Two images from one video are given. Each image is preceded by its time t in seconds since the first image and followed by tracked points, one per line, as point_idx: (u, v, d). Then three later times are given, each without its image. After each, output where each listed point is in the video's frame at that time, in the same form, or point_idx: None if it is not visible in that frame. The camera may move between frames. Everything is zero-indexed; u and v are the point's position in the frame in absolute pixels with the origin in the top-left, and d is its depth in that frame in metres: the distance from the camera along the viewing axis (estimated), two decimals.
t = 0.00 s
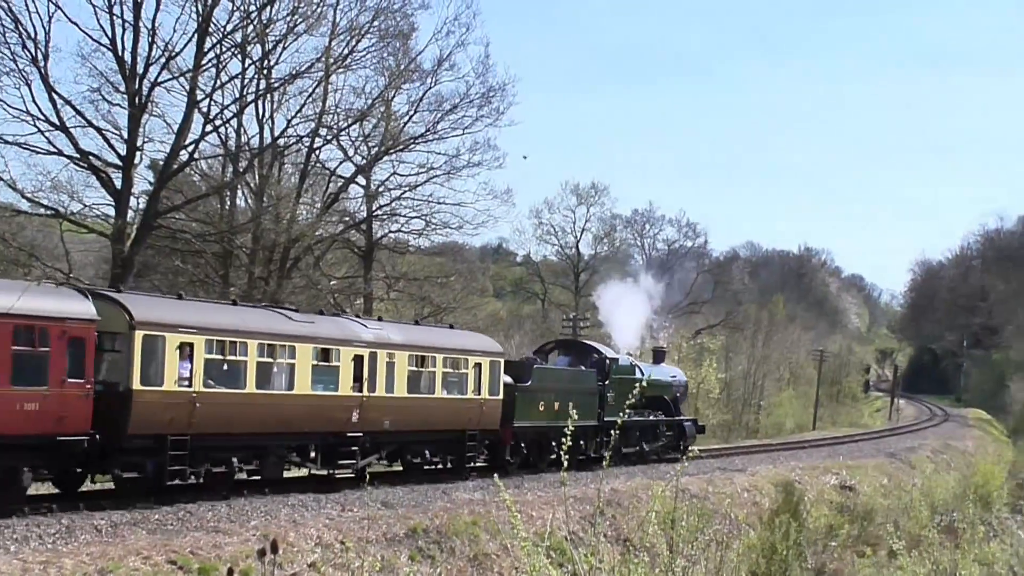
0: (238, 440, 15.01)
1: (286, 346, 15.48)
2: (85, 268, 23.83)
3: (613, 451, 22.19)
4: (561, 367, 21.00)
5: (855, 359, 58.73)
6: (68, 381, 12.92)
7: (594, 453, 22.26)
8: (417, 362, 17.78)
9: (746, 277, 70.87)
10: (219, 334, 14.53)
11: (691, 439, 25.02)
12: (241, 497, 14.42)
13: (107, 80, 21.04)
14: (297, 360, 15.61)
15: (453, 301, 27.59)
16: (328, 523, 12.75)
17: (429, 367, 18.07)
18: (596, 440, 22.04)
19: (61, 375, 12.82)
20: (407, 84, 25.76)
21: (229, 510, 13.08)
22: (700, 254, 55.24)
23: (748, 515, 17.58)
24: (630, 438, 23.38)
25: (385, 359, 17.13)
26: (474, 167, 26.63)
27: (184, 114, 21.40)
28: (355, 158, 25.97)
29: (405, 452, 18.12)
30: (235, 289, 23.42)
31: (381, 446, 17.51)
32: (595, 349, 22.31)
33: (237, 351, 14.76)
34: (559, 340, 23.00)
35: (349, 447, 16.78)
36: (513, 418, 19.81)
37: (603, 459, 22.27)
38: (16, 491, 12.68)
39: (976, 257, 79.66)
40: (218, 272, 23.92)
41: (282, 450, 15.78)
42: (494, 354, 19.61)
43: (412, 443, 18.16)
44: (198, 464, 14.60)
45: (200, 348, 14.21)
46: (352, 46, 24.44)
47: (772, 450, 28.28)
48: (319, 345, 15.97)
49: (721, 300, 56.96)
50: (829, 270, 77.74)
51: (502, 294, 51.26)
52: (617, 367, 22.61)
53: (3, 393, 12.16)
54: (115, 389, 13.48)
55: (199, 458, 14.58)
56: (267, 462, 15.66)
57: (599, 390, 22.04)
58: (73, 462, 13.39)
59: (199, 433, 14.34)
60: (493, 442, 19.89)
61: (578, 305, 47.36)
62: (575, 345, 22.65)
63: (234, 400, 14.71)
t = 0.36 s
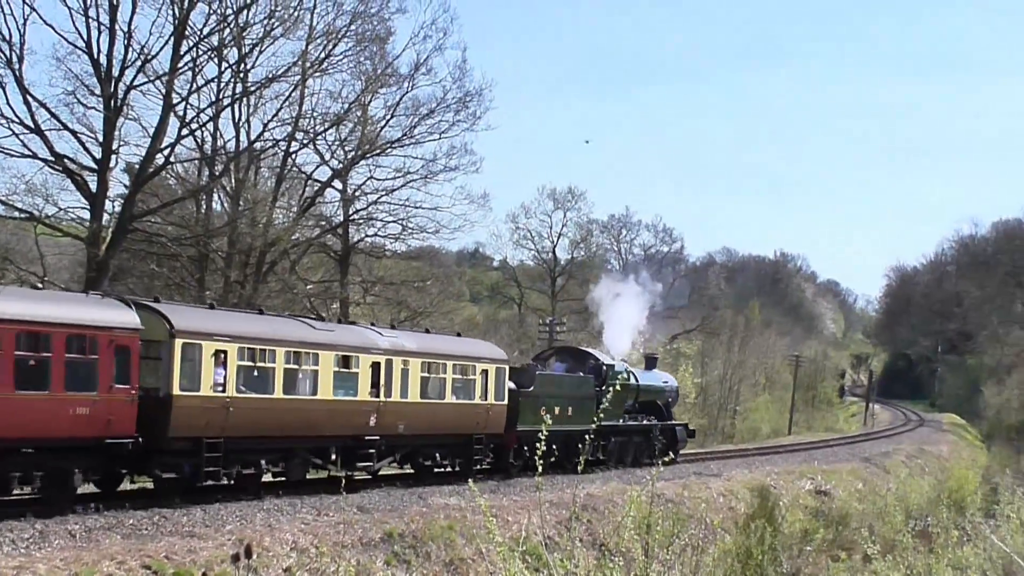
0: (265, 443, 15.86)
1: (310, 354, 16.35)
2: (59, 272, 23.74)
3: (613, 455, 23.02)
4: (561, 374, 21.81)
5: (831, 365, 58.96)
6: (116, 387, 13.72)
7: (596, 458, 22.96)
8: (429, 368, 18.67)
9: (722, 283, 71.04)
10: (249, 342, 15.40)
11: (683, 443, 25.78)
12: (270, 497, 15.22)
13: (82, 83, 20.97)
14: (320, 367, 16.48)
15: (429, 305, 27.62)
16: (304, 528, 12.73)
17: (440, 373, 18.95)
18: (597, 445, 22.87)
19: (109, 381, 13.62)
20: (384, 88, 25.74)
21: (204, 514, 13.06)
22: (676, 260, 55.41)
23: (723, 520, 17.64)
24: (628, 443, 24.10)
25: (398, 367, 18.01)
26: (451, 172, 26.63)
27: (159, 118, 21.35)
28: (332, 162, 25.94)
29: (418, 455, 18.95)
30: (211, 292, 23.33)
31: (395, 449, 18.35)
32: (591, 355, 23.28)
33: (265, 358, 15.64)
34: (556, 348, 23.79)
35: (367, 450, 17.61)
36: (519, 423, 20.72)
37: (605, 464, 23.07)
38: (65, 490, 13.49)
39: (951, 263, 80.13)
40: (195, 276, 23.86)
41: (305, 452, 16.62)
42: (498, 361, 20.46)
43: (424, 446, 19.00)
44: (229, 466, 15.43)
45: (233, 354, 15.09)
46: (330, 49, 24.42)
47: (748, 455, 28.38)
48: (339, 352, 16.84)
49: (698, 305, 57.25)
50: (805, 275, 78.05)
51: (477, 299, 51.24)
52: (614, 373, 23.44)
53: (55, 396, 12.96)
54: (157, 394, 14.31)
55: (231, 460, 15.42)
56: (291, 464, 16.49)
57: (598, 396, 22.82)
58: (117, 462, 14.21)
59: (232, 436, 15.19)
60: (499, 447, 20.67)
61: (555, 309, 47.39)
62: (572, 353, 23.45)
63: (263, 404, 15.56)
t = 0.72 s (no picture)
0: (296, 444, 16.49)
1: (337, 359, 17.03)
2: (41, 274, 23.63)
3: (613, 455, 23.52)
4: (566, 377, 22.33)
5: (814, 365, 59.08)
6: (163, 391, 14.46)
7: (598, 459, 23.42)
8: (447, 373, 19.30)
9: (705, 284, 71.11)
10: (282, 348, 16.09)
11: (681, 444, 26.28)
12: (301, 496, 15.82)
13: (65, 86, 20.92)
14: (346, 371, 17.15)
15: (412, 307, 27.79)
16: (287, 530, 12.72)
17: (458, 378, 19.57)
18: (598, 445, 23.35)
19: (156, 386, 14.36)
20: (367, 90, 25.71)
21: (188, 516, 13.04)
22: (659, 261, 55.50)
23: (707, 521, 17.70)
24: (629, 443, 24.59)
25: (419, 372, 18.64)
26: (434, 174, 26.62)
27: (142, 120, 21.31)
28: (315, 164, 25.91)
29: (436, 456, 19.54)
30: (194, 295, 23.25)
31: (415, 450, 18.95)
32: (596, 359, 23.57)
33: (295, 364, 16.28)
34: (560, 351, 24.19)
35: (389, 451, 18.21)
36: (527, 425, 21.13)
37: (604, 464, 23.58)
38: (117, 489, 14.20)
39: (932, 263, 80.46)
40: (178, 278, 23.79)
41: (332, 453, 17.25)
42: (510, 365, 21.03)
43: (441, 447, 19.53)
44: (263, 466, 16.06)
45: (267, 360, 15.77)
46: (312, 52, 24.39)
47: (732, 455, 28.42)
48: (364, 357, 17.51)
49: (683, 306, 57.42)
50: (788, 276, 78.21)
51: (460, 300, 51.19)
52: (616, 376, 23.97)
53: (108, 401, 13.71)
54: (198, 398, 15.02)
55: (265, 460, 16.05)
56: (320, 465, 17.12)
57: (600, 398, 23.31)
58: (162, 463, 14.91)
59: (264, 438, 15.84)
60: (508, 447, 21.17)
61: (539, 310, 47.36)
62: (576, 357, 23.89)
63: (295, 407, 16.21)
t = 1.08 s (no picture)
0: (326, 445, 17.17)
1: (364, 364, 17.74)
2: (28, 275, 23.55)
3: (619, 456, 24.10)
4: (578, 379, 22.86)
5: (802, 366, 59.17)
6: (209, 395, 15.09)
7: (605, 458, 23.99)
8: (466, 378, 20.03)
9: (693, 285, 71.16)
10: (316, 353, 16.81)
11: (682, 445, 26.86)
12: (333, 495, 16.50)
13: (52, 87, 20.86)
14: (372, 375, 17.86)
15: (399, 309, 27.77)
16: (276, 532, 12.71)
17: (475, 382, 20.28)
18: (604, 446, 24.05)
19: (203, 390, 14.99)
20: (354, 92, 25.70)
21: (175, 519, 13.01)
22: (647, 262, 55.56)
23: (696, 521, 17.75)
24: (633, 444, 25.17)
25: (439, 375, 19.36)
26: (422, 176, 26.63)
27: (129, 122, 21.26)
28: (302, 166, 25.89)
29: (453, 457, 20.24)
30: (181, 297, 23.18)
31: (434, 450, 19.68)
32: (603, 362, 24.33)
33: (326, 368, 17.00)
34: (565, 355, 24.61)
35: (411, 452, 18.90)
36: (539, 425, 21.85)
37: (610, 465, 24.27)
38: (164, 488, 14.85)
39: (919, 264, 80.70)
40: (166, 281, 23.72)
41: (360, 454, 17.95)
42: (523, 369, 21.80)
43: (459, 448, 20.26)
44: (297, 466, 16.72)
45: (301, 365, 16.49)
46: (300, 54, 24.37)
47: (721, 457, 28.46)
48: (389, 362, 18.20)
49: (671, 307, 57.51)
50: (776, 277, 78.36)
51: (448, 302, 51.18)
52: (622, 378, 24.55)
53: (159, 404, 14.33)
54: (238, 401, 15.63)
55: (299, 461, 16.72)
56: (347, 464, 17.80)
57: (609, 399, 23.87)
58: (205, 463, 15.55)
59: (298, 439, 16.51)
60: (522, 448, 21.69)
61: (526, 311, 47.38)
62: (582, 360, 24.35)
63: (327, 409, 16.92)
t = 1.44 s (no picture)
0: (351, 445, 18.08)
1: (386, 368, 18.70)
2: (12, 276, 23.43)
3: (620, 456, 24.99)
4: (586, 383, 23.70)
5: (786, 369, 59.29)
6: (245, 397, 16.09)
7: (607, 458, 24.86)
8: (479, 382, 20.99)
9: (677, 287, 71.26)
10: (342, 358, 17.76)
11: (680, 446, 27.71)
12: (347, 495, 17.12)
13: (36, 87, 20.79)
14: (394, 379, 18.81)
15: (384, 310, 27.63)
16: (260, 534, 12.69)
17: (486, 385, 21.25)
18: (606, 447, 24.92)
19: (240, 393, 15.98)
20: (340, 93, 25.68)
21: (159, 521, 12.96)
22: (632, 264, 55.64)
23: (680, 523, 17.79)
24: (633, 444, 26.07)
25: (454, 379, 20.33)
26: (407, 177, 26.63)
27: (113, 122, 21.20)
28: (287, 167, 25.89)
29: (466, 457, 21.13)
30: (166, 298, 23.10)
31: (450, 451, 20.59)
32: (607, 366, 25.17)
33: (351, 372, 17.94)
34: (569, 358, 25.52)
35: (428, 452, 19.82)
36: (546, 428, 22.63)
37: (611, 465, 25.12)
38: (203, 486, 15.84)
39: (902, 266, 80.97)
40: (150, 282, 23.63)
41: (381, 454, 18.84)
42: (531, 373, 22.76)
43: (472, 449, 21.14)
44: (324, 466, 17.63)
45: (329, 370, 17.44)
46: (285, 54, 24.33)
47: (706, 458, 28.55)
48: (409, 366, 19.14)
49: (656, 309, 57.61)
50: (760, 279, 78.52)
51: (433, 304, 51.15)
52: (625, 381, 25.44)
53: (201, 405, 15.31)
54: (271, 404, 16.64)
55: (326, 461, 17.64)
56: (369, 464, 18.69)
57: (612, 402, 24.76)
58: (240, 462, 16.53)
59: (326, 440, 17.45)
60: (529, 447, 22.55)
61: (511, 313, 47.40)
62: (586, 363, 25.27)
63: (353, 412, 17.85)
